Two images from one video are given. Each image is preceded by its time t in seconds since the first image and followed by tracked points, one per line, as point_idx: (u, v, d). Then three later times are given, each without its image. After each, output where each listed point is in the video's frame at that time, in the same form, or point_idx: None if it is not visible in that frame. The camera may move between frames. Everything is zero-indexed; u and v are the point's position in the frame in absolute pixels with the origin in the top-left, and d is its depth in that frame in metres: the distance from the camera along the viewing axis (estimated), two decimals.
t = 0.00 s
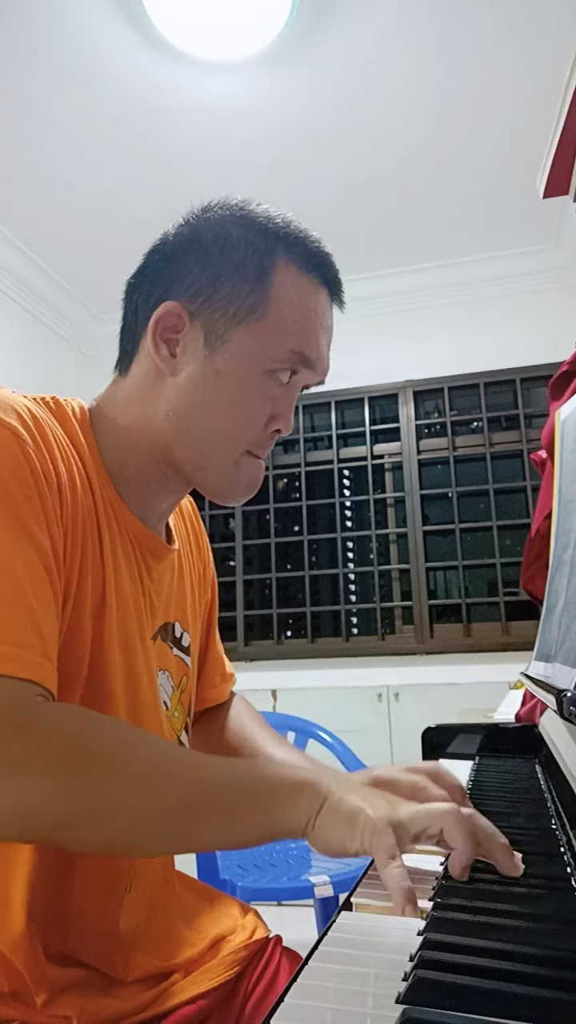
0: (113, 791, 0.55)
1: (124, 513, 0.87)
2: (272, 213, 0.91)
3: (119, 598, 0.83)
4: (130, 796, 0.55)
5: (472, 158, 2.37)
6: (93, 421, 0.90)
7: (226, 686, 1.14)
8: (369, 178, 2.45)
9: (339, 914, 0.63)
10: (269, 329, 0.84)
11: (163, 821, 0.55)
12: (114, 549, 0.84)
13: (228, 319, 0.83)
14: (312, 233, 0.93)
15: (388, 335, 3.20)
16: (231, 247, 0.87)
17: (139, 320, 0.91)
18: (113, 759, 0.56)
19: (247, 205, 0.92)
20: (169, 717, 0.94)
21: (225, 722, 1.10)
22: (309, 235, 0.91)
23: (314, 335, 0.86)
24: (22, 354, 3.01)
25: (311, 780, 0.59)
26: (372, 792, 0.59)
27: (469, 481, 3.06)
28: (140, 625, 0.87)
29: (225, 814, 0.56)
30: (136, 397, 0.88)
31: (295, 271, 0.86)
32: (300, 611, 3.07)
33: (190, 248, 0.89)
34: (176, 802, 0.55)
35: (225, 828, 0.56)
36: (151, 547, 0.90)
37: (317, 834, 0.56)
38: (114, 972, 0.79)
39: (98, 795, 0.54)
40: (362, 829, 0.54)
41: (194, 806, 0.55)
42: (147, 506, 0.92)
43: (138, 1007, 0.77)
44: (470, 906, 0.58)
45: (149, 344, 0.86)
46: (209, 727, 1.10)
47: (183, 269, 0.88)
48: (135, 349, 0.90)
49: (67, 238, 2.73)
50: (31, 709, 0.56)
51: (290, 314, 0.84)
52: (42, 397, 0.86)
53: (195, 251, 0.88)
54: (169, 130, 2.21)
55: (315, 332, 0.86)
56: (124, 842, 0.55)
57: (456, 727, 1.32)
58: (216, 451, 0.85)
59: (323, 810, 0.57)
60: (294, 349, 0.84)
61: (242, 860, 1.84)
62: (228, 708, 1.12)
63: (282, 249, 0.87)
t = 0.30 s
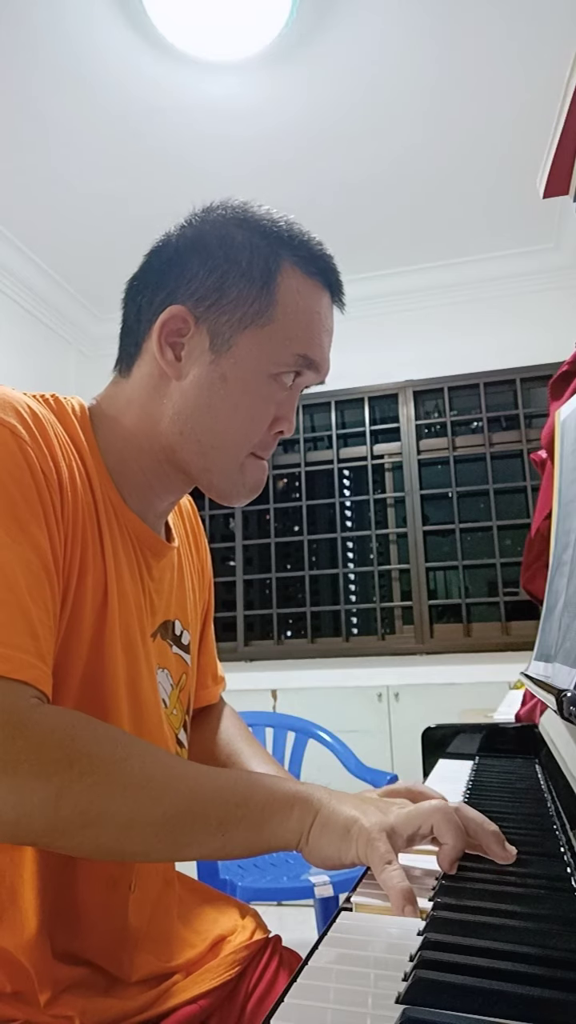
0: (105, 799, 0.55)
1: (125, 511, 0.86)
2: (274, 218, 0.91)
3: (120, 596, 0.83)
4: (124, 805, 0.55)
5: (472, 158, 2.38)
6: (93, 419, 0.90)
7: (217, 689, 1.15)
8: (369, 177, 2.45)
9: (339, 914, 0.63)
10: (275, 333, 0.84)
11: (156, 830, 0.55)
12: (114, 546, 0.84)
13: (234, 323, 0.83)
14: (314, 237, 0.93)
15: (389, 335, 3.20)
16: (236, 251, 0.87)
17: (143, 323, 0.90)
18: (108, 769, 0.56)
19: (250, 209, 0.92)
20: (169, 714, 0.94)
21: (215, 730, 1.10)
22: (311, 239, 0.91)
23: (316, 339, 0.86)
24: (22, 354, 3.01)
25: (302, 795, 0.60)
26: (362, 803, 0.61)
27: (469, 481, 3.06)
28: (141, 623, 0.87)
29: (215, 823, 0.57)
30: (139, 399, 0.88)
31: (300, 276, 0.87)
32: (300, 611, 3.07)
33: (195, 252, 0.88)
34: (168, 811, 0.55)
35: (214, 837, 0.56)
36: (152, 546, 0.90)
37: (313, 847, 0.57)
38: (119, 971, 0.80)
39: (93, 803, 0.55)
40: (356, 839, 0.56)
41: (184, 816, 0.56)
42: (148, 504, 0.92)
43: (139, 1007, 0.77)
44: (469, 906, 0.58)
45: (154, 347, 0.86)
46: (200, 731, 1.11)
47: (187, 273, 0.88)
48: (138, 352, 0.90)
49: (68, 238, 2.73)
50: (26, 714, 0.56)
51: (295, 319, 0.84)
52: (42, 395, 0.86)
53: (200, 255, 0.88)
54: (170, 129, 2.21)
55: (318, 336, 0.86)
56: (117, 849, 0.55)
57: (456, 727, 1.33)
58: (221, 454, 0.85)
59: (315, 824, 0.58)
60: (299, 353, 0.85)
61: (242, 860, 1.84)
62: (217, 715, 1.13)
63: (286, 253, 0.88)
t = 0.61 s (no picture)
0: (94, 799, 0.55)
1: (112, 505, 0.86)
2: (255, 207, 0.91)
3: (110, 589, 0.83)
4: (114, 805, 0.55)
5: (472, 158, 2.38)
6: (77, 413, 0.89)
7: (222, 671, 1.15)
8: (368, 177, 2.45)
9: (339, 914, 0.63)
10: (264, 324, 0.85)
11: (147, 831, 0.55)
12: (102, 540, 0.84)
13: (225, 316, 0.84)
14: (293, 223, 0.93)
15: (389, 335, 3.20)
16: (221, 242, 0.87)
17: (127, 316, 0.89)
18: (99, 768, 0.56)
19: (230, 197, 0.91)
20: (158, 708, 0.93)
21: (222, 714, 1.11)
22: (291, 227, 0.92)
23: (303, 326, 0.88)
24: (22, 353, 3.01)
25: (296, 799, 0.59)
26: (356, 803, 0.61)
27: (469, 481, 3.06)
28: (131, 617, 0.87)
29: (208, 825, 0.56)
30: (127, 393, 0.88)
31: (285, 266, 0.88)
32: (300, 611, 3.07)
33: (179, 244, 0.87)
34: (159, 812, 0.55)
35: (208, 840, 0.56)
36: (140, 539, 0.90)
37: (307, 851, 0.56)
38: (124, 966, 0.80)
39: (83, 803, 0.54)
40: (352, 840, 0.55)
41: (175, 817, 0.55)
42: (135, 497, 0.92)
43: (138, 1007, 0.77)
44: (469, 906, 0.58)
45: (143, 340, 0.85)
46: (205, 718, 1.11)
47: (172, 264, 0.87)
48: (124, 345, 0.89)
49: (68, 237, 2.73)
50: (16, 712, 0.56)
51: (282, 309, 0.86)
52: (23, 391, 0.85)
53: (183, 246, 0.87)
54: (170, 129, 2.21)
55: (304, 324, 0.88)
56: (108, 851, 0.55)
57: (456, 727, 1.34)
58: (213, 445, 0.86)
59: (308, 828, 0.57)
60: (288, 342, 0.86)
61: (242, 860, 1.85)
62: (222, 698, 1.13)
63: (271, 244, 0.88)
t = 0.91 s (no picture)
0: (83, 809, 0.54)
1: (103, 504, 0.86)
2: (239, 198, 0.91)
3: (102, 589, 0.83)
4: (104, 816, 0.55)
5: (471, 159, 2.38)
6: (67, 413, 0.89)
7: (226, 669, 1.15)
8: (368, 177, 2.45)
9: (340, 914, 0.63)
10: (254, 316, 0.85)
11: (137, 843, 0.55)
12: (93, 539, 0.84)
13: (215, 311, 0.84)
14: (275, 211, 0.93)
15: (389, 335, 3.19)
16: (208, 234, 0.86)
17: (115, 312, 0.89)
18: (88, 779, 0.55)
19: (213, 188, 0.91)
20: (155, 708, 0.93)
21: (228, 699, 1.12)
22: (275, 216, 0.92)
23: (292, 315, 0.89)
24: (22, 353, 3.00)
25: (287, 807, 0.59)
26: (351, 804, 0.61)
27: (469, 481, 3.06)
28: (125, 617, 0.87)
29: (198, 839, 0.56)
30: (118, 392, 0.87)
31: (271, 257, 0.88)
32: (300, 611, 3.07)
33: (165, 237, 0.87)
34: (149, 823, 0.55)
35: (200, 853, 0.56)
36: (134, 538, 0.90)
37: (301, 856, 0.57)
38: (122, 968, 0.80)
39: (72, 813, 0.54)
40: (344, 846, 0.55)
41: (166, 828, 0.55)
42: (128, 497, 0.91)
43: (136, 1007, 0.77)
44: (469, 906, 0.58)
45: (133, 338, 0.85)
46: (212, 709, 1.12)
47: (159, 258, 0.86)
48: (113, 343, 0.89)
49: (68, 237, 2.73)
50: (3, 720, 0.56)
51: (271, 300, 0.86)
52: (13, 394, 0.85)
53: (169, 240, 0.86)
54: (170, 129, 2.21)
55: (293, 314, 0.89)
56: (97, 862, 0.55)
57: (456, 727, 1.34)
58: (208, 439, 0.87)
59: (301, 833, 0.57)
60: (279, 332, 0.87)
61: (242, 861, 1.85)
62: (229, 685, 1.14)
63: (257, 235, 0.88)
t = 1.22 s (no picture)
0: (76, 817, 0.54)
1: (104, 505, 0.87)
2: (235, 199, 0.91)
3: (101, 591, 0.83)
4: (96, 823, 0.54)
5: (471, 159, 2.38)
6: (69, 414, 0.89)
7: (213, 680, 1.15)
8: (368, 178, 2.45)
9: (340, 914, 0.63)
10: (246, 314, 0.84)
11: (126, 853, 0.55)
12: (93, 541, 0.84)
13: (206, 308, 0.84)
14: (276, 212, 0.93)
15: (389, 335, 3.19)
16: (200, 234, 0.87)
17: (111, 314, 0.90)
18: (82, 786, 0.55)
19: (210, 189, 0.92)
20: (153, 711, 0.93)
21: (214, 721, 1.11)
22: (273, 215, 0.92)
23: (289, 315, 0.87)
24: (22, 353, 3.00)
25: (280, 822, 0.60)
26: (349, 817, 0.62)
27: (469, 481, 3.06)
28: (124, 620, 0.87)
29: (187, 851, 0.56)
30: (114, 394, 0.88)
31: (266, 254, 0.88)
32: (300, 611, 3.07)
33: (158, 237, 0.88)
34: (140, 832, 0.55)
35: (188, 867, 0.56)
36: (135, 541, 0.90)
37: (299, 870, 0.57)
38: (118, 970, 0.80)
39: (62, 821, 0.54)
40: (340, 857, 0.56)
41: (155, 839, 0.55)
42: (130, 498, 0.91)
43: (135, 1007, 0.77)
44: (469, 906, 0.58)
45: (126, 338, 0.86)
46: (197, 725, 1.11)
47: (153, 260, 0.87)
48: (109, 345, 0.90)
49: (68, 238, 2.73)
50: None
51: (265, 298, 0.85)
52: (15, 394, 0.85)
53: (163, 241, 0.87)
54: (170, 129, 2.21)
55: (291, 313, 0.87)
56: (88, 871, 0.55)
57: (456, 727, 1.34)
58: (205, 439, 0.85)
59: (295, 849, 0.58)
60: (274, 330, 0.85)
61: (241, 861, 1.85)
62: (216, 703, 1.14)
63: (250, 233, 0.88)
